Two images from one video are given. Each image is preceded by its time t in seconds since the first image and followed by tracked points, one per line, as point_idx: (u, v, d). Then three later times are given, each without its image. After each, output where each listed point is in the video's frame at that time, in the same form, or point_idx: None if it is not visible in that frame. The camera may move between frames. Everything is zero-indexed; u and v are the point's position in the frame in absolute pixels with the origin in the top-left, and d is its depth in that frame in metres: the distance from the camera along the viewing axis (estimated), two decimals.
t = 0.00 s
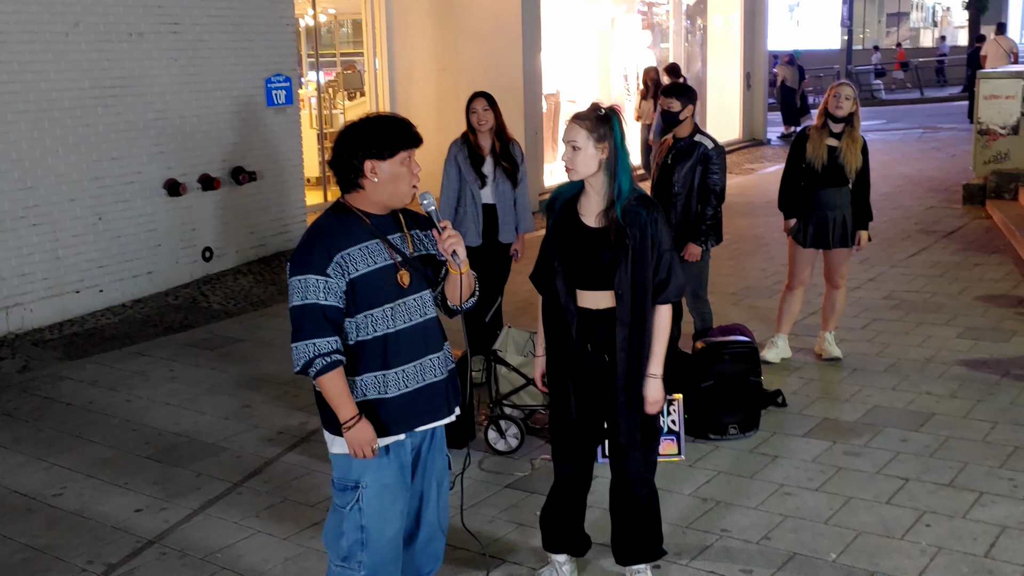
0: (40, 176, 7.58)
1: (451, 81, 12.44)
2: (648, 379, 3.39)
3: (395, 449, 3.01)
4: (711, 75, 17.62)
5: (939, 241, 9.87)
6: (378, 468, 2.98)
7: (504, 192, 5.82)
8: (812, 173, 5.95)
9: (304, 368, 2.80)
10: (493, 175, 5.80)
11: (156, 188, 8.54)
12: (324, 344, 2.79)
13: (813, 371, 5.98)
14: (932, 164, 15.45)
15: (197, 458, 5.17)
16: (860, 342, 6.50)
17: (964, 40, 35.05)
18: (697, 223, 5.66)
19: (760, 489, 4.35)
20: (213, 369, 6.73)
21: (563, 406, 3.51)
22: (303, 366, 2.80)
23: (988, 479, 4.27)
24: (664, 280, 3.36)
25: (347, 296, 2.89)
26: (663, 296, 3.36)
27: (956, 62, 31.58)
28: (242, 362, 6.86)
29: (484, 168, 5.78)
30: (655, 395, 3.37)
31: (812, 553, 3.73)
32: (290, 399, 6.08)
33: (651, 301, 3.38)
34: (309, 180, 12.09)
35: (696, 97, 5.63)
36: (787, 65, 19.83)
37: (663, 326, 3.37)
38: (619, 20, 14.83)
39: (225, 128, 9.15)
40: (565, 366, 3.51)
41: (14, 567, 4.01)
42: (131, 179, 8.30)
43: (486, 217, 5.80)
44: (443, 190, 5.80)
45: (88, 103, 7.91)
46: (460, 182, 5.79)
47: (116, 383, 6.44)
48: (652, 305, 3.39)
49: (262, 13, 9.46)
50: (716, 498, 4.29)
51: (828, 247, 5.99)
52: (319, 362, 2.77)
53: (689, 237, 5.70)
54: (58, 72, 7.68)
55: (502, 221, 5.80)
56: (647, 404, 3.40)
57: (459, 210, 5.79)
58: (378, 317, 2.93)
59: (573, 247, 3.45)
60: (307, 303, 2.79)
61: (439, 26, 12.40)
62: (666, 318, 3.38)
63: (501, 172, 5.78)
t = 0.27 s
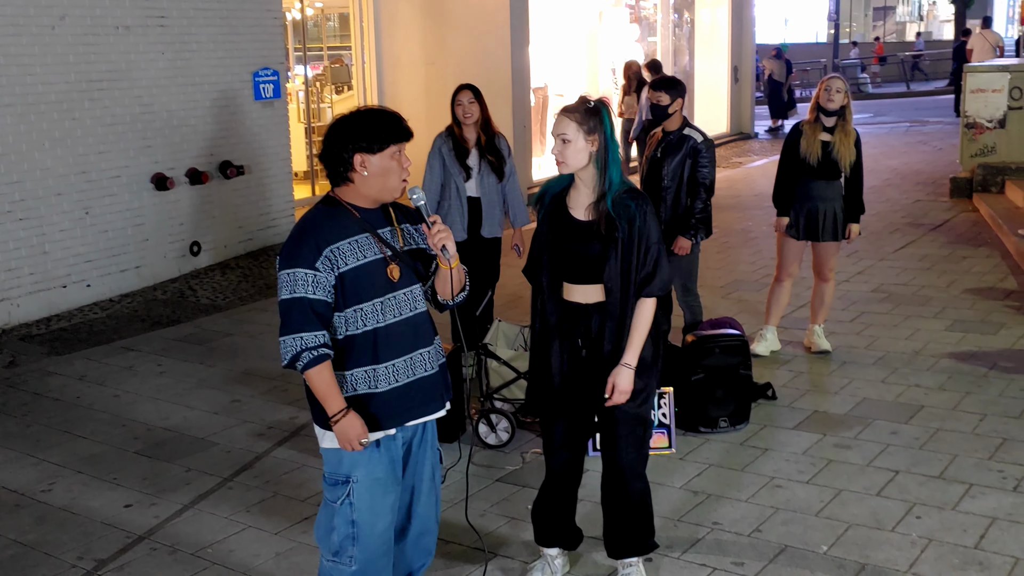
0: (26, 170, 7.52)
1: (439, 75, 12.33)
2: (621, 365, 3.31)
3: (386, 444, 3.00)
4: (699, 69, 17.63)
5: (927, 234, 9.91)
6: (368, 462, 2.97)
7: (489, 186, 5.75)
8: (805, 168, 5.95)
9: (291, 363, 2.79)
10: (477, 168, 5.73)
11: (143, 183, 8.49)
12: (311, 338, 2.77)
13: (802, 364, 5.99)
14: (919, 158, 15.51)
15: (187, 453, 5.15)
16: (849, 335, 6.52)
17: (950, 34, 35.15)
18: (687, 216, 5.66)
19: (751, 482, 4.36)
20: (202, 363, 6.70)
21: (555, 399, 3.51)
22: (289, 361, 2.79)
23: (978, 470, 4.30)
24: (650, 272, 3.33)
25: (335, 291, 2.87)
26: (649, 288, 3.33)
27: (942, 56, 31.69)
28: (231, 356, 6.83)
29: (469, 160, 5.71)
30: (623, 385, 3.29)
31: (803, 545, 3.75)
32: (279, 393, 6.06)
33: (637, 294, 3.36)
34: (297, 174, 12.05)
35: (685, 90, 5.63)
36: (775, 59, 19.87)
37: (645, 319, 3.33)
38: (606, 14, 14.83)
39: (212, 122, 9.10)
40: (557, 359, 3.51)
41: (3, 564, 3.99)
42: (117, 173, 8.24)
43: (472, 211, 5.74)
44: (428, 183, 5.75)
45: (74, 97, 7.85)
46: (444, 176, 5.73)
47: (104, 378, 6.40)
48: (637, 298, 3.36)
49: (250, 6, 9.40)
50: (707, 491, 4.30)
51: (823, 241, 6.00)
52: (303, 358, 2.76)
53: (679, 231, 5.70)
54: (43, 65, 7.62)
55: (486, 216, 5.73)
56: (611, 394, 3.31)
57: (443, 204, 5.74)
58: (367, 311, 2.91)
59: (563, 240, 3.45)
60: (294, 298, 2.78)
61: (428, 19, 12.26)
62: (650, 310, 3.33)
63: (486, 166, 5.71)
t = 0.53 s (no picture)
0: (10, 166, 7.46)
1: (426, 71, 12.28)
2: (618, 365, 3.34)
3: (377, 440, 2.99)
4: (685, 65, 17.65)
5: (912, 229, 9.95)
6: (358, 458, 2.96)
7: (475, 182, 5.73)
8: (792, 162, 5.98)
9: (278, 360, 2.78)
10: (462, 164, 5.71)
11: (129, 178, 8.44)
12: (298, 335, 2.76)
13: (790, 358, 6.01)
14: (904, 153, 15.58)
15: (174, 450, 5.12)
16: (836, 330, 6.55)
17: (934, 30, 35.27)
18: (675, 212, 5.66)
19: (740, 477, 4.37)
20: (188, 360, 6.67)
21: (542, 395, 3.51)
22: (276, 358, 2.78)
23: (965, 464, 4.32)
24: (640, 269, 3.33)
25: (325, 286, 2.86)
26: (638, 285, 3.33)
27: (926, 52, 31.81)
28: (217, 353, 6.80)
29: (453, 156, 5.68)
30: (622, 384, 3.32)
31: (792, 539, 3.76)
32: (267, 389, 6.04)
33: (627, 291, 3.36)
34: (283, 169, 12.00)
35: (672, 86, 5.63)
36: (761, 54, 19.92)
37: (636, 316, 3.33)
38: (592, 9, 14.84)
39: (198, 117, 9.05)
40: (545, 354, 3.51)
41: None
42: (102, 169, 8.19)
43: (456, 208, 5.72)
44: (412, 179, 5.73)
45: (59, 92, 7.79)
46: (428, 173, 5.70)
47: (90, 374, 6.36)
48: (626, 296, 3.37)
49: (235, 1, 9.35)
50: (696, 485, 4.31)
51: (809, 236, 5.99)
52: (290, 355, 2.75)
53: (667, 227, 5.70)
54: (28, 60, 7.56)
55: (474, 212, 5.72)
56: (615, 392, 3.34)
57: (427, 201, 5.72)
58: (357, 307, 2.90)
59: (552, 237, 3.45)
60: (282, 295, 2.76)
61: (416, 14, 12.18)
62: (639, 308, 3.37)
63: (470, 162, 5.69)
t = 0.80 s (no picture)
0: None
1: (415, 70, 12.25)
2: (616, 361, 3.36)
3: (370, 436, 2.98)
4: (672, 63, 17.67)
5: (900, 226, 10.00)
6: (353, 456, 2.95)
7: (464, 181, 5.70)
8: (772, 159, 6.03)
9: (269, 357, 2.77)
10: (451, 163, 5.68)
11: (116, 175, 8.39)
12: (293, 332, 2.74)
13: (779, 355, 6.03)
14: (890, 150, 15.66)
15: (162, 448, 5.10)
16: (824, 327, 6.57)
17: (920, 28, 35.44)
18: (665, 209, 5.67)
19: (730, 473, 4.38)
20: (176, 357, 6.64)
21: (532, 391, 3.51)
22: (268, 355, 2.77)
23: (953, 460, 4.34)
24: (633, 265, 3.35)
25: (319, 281, 2.84)
26: (632, 281, 3.35)
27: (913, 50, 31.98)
28: (206, 350, 6.78)
29: (441, 156, 5.66)
30: (623, 380, 3.34)
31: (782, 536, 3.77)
32: (255, 387, 6.01)
33: (620, 287, 3.38)
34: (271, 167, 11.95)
35: (661, 83, 5.63)
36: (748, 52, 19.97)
37: (631, 311, 3.36)
38: (580, 5, 14.84)
39: (185, 114, 9.01)
40: (534, 351, 3.51)
41: None
42: (89, 165, 8.13)
43: (445, 208, 5.70)
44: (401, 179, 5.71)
45: (45, 88, 7.74)
46: (417, 171, 5.69)
47: (77, 372, 6.33)
48: (621, 292, 3.38)
49: None
50: (686, 482, 4.32)
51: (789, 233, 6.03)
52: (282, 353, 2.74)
53: (656, 224, 5.70)
54: (14, 56, 7.50)
55: (463, 212, 5.68)
56: (615, 390, 3.36)
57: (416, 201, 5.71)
58: (351, 301, 2.89)
59: (540, 234, 3.45)
60: (277, 292, 2.74)
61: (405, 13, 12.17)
62: (634, 303, 3.37)
63: (459, 161, 5.66)
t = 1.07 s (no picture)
0: None
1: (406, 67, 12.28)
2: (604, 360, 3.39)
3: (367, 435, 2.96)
4: (663, 61, 17.69)
5: (890, 224, 10.04)
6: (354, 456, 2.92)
7: (457, 184, 5.66)
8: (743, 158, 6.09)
9: (277, 358, 2.70)
10: (444, 166, 5.63)
11: (106, 173, 8.35)
12: (301, 328, 2.70)
13: (770, 353, 6.05)
14: (880, 149, 15.72)
15: (154, 446, 5.08)
16: (815, 324, 6.59)
17: (909, 27, 35.52)
18: (656, 207, 5.69)
19: (721, 471, 4.39)
20: (167, 355, 6.62)
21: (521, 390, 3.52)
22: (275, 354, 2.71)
23: (943, 457, 4.36)
24: (619, 263, 3.36)
25: (319, 276, 2.80)
26: (618, 278, 3.36)
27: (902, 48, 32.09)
28: (197, 348, 6.77)
29: (435, 157, 5.62)
30: (611, 379, 3.38)
31: (773, 532, 3.78)
32: (247, 385, 6.00)
33: (606, 286, 3.39)
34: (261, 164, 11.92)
35: (652, 81, 5.65)
36: (739, 51, 20.01)
37: (619, 308, 3.38)
38: (571, 3, 14.84)
39: (176, 111, 8.98)
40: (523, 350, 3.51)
41: None
42: (79, 163, 8.10)
43: (438, 209, 5.67)
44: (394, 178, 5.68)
45: (35, 86, 7.70)
46: (410, 173, 5.64)
47: (68, 370, 6.31)
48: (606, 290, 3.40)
49: None
50: (678, 479, 4.33)
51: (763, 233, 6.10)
52: (289, 352, 2.68)
53: (648, 221, 5.72)
54: (3, 54, 7.46)
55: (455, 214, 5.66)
56: (603, 391, 3.41)
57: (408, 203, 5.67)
58: (351, 295, 2.85)
59: (529, 231, 3.45)
60: (281, 289, 2.69)
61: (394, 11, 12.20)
62: (623, 301, 3.39)
63: (453, 164, 5.61)
